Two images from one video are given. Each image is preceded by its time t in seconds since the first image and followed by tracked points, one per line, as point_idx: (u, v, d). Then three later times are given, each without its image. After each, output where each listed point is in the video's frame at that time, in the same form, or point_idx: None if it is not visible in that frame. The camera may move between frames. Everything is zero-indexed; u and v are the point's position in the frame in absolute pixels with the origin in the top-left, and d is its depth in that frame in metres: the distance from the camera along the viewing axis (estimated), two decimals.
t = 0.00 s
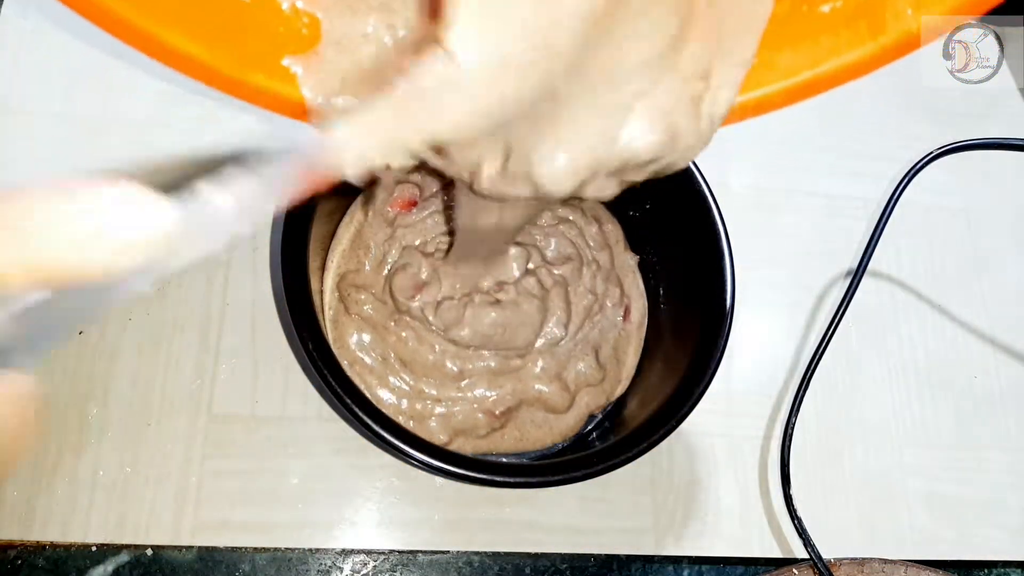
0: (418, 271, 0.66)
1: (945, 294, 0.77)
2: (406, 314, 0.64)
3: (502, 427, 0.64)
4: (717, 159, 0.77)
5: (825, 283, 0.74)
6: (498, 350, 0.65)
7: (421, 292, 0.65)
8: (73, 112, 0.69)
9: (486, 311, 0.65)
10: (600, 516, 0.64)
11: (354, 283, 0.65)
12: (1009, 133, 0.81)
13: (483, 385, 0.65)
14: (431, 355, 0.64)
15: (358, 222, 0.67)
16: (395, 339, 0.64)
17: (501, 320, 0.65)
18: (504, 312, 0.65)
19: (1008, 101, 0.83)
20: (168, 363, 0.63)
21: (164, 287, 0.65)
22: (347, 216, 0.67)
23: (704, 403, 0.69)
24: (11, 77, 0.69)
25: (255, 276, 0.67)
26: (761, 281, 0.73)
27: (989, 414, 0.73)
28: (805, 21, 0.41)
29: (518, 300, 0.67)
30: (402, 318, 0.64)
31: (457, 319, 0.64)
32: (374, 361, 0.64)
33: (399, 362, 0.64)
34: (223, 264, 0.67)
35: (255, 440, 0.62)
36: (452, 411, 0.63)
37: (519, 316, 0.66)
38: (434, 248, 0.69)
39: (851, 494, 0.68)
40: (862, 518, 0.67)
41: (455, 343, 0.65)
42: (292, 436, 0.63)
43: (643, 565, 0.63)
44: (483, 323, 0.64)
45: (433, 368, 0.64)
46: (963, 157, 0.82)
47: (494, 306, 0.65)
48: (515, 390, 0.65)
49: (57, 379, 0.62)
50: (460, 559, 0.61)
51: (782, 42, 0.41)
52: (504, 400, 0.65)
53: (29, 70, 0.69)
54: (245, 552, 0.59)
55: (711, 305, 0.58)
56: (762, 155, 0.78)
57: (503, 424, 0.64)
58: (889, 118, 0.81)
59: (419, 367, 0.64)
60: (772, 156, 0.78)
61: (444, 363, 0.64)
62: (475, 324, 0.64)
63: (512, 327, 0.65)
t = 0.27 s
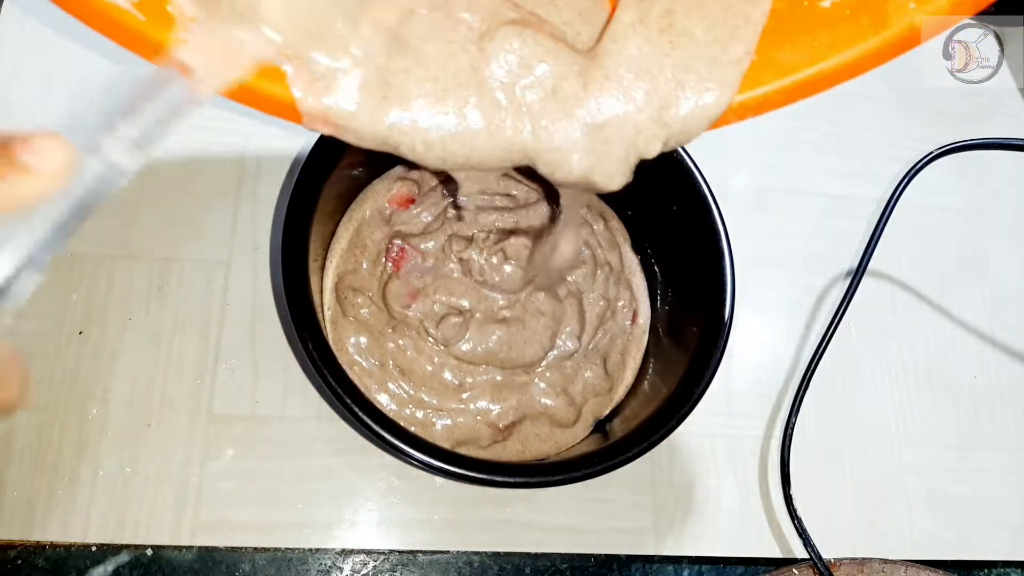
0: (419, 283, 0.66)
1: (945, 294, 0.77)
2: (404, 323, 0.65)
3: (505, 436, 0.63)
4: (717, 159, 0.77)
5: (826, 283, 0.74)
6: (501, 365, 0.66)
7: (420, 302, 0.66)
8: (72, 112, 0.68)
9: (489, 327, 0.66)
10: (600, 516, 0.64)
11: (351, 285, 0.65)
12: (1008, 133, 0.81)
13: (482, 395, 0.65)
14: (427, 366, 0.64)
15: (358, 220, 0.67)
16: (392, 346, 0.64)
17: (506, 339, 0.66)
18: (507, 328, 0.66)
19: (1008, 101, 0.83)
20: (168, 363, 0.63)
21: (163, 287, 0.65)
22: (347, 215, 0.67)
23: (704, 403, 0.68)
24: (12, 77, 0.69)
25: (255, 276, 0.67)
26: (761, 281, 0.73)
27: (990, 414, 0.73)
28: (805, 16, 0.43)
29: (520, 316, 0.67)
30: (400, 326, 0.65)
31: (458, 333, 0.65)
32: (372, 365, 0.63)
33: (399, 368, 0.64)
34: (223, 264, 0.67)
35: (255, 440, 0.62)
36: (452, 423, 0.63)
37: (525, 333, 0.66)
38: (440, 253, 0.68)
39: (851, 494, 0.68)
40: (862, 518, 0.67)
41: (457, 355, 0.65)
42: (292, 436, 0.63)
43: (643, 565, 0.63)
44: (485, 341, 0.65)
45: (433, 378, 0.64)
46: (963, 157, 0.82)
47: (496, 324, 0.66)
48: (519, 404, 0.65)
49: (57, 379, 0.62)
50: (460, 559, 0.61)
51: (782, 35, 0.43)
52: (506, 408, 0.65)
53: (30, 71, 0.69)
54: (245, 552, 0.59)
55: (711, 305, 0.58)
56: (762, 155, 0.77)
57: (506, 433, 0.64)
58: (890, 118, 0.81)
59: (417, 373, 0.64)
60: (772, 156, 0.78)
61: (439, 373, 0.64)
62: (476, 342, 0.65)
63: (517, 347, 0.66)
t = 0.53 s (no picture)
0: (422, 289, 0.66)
1: (945, 293, 0.77)
2: (403, 328, 0.64)
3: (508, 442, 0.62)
4: (716, 160, 0.77)
5: (826, 283, 0.74)
6: (505, 378, 0.65)
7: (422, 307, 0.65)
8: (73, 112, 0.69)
9: (493, 340, 0.66)
10: (600, 516, 0.64)
11: (349, 288, 0.64)
12: (1009, 133, 0.81)
13: (484, 406, 0.64)
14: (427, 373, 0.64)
15: (358, 220, 0.67)
16: (390, 351, 0.63)
17: (510, 355, 0.65)
18: (511, 341, 0.66)
19: (1008, 101, 0.83)
20: (168, 364, 0.63)
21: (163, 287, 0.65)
22: (346, 215, 0.66)
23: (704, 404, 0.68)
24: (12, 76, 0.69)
25: (255, 276, 0.67)
26: (761, 281, 0.73)
27: (990, 414, 0.73)
28: (815, 33, 0.44)
29: (525, 328, 0.67)
30: (399, 332, 0.64)
31: (458, 345, 0.65)
32: (371, 369, 0.62)
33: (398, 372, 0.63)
34: (223, 265, 0.67)
35: (254, 440, 0.62)
36: (452, 431, 0.63)
37: (530, 347, 0.66)
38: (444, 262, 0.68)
39: (851, 494, 0.68)
40: (863, 518, 0.67)
41: (457, 366, 0.65)
42: (292, 436, 0.63)
43: (643, 565, 0.63)
44: (489, 353, 0.65)
45: (433, 386, 0.64)
46: (963, 157, 0.82)
47: (500, 337, 0.66)
48: (522, 417, 0.64)
49: (57, 379, 0.62)
50: (460, 559, 0.61)
51: (794, 49, 0.44)
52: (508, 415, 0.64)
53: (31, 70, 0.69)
54: (245, 552, 0.59)
55: (711, 306, 0.58)
56: (762, 155, 0.77)
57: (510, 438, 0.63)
58: (889, 117, 0.81)
59: (416, 377, 0.63)
60: (771, 156, 0.78)
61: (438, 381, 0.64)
62: (479, 354, 0.65)
63: (521, 363, 0.66)
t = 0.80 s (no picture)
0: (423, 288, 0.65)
1: (945, 293, 0.77)
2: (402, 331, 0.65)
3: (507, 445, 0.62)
4: (716, 160, 0.77)
5: (826, 283, 0.74)
6: (508, 383, 0.65)
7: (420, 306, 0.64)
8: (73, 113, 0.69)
9: (496, 348, 0.66)
10: (600, 516, 0.64)
11: (348, 288, 0.64)
12: (1009, 133, 0.81)
13: (485, 410, 0.64)
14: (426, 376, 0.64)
15: (358, 220, 0.67)
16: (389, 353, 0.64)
17: (512, 362, 0.66)
18: (513, 346, 0.66)
19: (1008, 100, 0.83)
20: (168, 363, 0.63)
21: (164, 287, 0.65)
22: (346, 215, 0.66)
23: (704, 404, 0.68)
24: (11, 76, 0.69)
25: (255, 276, 0.67)
26: (761, 281, 0.73)
27: (990, 414, 0.73)
28: (794, 40, 0.42)
29: (528, 333, 0.67)
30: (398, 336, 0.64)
31: (458, 353, 0.65)
32: (371, 370, 0.62)
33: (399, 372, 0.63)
34: (223, 265, 0.67)
35: (254, 440, 0.62)
36: (452, 434, 0.62)
37: (533, 353, 0.66)
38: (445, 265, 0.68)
39: (850, 494, 0.68)
40: (863, 518, 0.67)
41: (458, 372, 0.65)
42: (292, 436, 0.63)
43: (643, 565, 0.63)
44: (491, 360, 0.65)
45: (433, 390, 0.64)
46: (963, 157, 0.82)
47: (502, 343, 0.66)
48: (523, 423, 0.64)
49: (57, 380, 0.62)
50: (460, 559, 0.61)
51: (773, 57, 0.42)
52: (509, 418, 0.64)
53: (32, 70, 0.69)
54: (245, 552, 0.59)
55: (711, 305, 0.58)
56: (762, 155, 0.78)
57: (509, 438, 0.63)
58: (890, 117, 0.81)
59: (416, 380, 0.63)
60: (771, 157, 0.78)
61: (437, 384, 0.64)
62: (481, 360, 0.65)
63: (524, 369, 0.66)
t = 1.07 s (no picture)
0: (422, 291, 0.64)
1: (945, 293, 0.77)
2: (401, 334, 0.64)
3: (507, 445, 0.62)
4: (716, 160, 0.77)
5: (826, 283, 0.74)
6: (511, 389, 0.64)
7: (418, 310, 0.64)
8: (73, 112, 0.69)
9: (498, 353, 0.65)
10: (600, 516, 0.64)
11: (349, 288, 0.65)
12: (1009, 133, 0.81)
13: (486, 414, 0.63)
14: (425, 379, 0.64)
15: (357, 219, 0.66)
16: (387, 355, 0.63)
17: (514, 368, 0.65)
18: (515, 350, 0.65)
19: (1008, 100, 0.83)
20: (168, 363, 0.63)
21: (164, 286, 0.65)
22: (346, 216, 0.66)
23: (704, 404, 0.68)
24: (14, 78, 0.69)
25: (255, 276, 0.67)
26: (761, 281, 0.73)
27: (990, 415, 0.73)
28: (777, 61, 0.43)
29: (530, 337, 0.66)
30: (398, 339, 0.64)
31: (459, 360, 0.64)
32: (371, 371, 0.62)
33: (399, 375, 0.63)
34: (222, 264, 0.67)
35: (254, 440, 0.62)
36: (452, 436, 0.62)
37: (536, 358, 0.65)
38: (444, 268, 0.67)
39: (850, 494, 0.68)
40: (862, 518, 0.67)
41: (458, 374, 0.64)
42: (292, 436, 0.63)
43: (644, 565, 0.63)
44: (493, 366, 0.65)
45: (433, 394, 0.63)
46: (963, 157, 0.82)
47: (504, 347, 0.65)
48: (524, 426, 0.63)
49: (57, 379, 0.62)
50: (460, 559, 0.61)
51: (757, 78, 0.43)
52: (510, 420, 0.64)
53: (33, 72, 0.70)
54: (245, 552, 0.59)
55: (711, 306, 0.58)
56: (762, 155, 0.78)
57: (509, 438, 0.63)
58: (890, 117, 0.81)
59: (415, 383, 0.63)
60: (771, 157, 0.78)
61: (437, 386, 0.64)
62: (482, 365, 0.65)
63: (527, 374, 0.65)
